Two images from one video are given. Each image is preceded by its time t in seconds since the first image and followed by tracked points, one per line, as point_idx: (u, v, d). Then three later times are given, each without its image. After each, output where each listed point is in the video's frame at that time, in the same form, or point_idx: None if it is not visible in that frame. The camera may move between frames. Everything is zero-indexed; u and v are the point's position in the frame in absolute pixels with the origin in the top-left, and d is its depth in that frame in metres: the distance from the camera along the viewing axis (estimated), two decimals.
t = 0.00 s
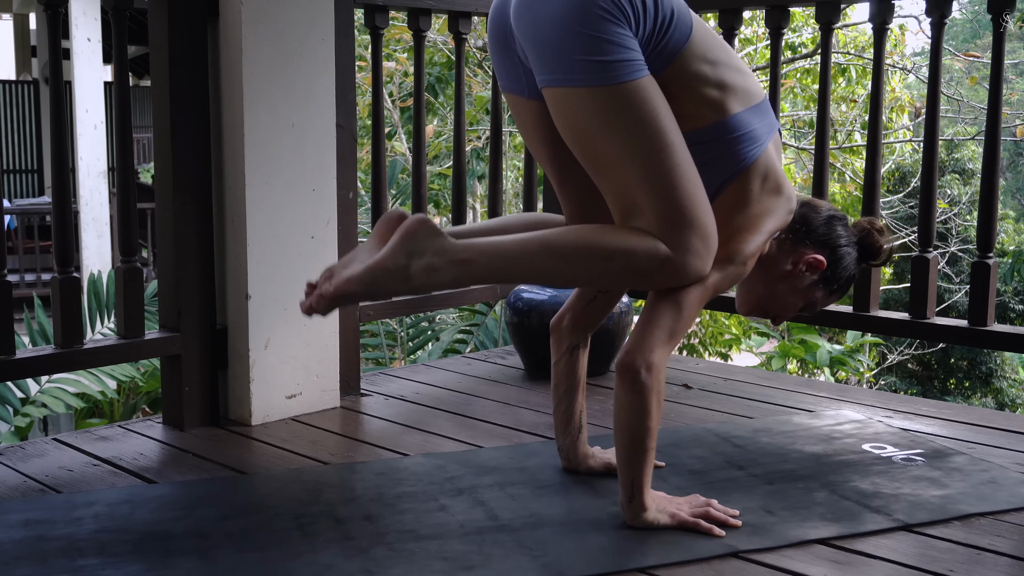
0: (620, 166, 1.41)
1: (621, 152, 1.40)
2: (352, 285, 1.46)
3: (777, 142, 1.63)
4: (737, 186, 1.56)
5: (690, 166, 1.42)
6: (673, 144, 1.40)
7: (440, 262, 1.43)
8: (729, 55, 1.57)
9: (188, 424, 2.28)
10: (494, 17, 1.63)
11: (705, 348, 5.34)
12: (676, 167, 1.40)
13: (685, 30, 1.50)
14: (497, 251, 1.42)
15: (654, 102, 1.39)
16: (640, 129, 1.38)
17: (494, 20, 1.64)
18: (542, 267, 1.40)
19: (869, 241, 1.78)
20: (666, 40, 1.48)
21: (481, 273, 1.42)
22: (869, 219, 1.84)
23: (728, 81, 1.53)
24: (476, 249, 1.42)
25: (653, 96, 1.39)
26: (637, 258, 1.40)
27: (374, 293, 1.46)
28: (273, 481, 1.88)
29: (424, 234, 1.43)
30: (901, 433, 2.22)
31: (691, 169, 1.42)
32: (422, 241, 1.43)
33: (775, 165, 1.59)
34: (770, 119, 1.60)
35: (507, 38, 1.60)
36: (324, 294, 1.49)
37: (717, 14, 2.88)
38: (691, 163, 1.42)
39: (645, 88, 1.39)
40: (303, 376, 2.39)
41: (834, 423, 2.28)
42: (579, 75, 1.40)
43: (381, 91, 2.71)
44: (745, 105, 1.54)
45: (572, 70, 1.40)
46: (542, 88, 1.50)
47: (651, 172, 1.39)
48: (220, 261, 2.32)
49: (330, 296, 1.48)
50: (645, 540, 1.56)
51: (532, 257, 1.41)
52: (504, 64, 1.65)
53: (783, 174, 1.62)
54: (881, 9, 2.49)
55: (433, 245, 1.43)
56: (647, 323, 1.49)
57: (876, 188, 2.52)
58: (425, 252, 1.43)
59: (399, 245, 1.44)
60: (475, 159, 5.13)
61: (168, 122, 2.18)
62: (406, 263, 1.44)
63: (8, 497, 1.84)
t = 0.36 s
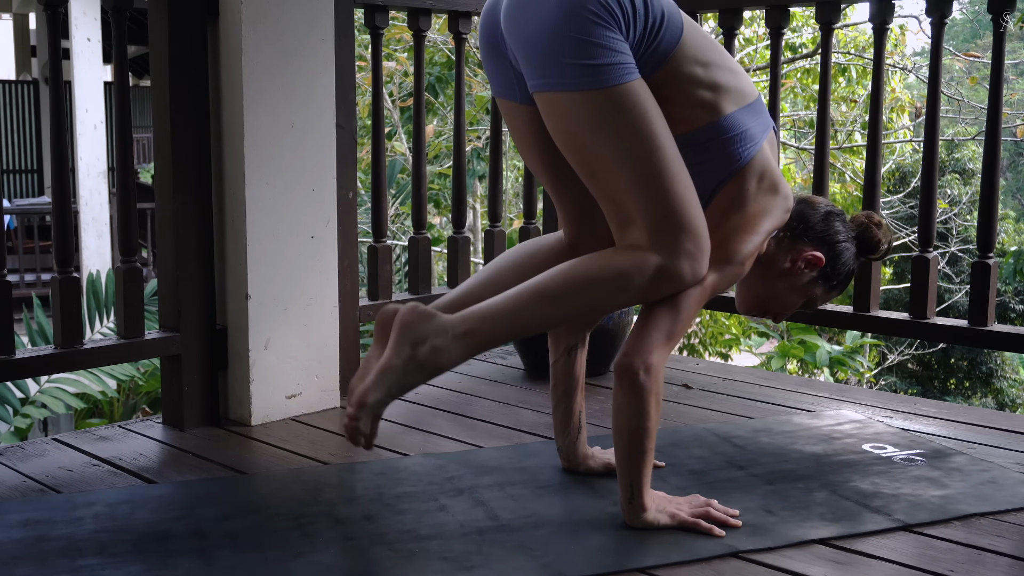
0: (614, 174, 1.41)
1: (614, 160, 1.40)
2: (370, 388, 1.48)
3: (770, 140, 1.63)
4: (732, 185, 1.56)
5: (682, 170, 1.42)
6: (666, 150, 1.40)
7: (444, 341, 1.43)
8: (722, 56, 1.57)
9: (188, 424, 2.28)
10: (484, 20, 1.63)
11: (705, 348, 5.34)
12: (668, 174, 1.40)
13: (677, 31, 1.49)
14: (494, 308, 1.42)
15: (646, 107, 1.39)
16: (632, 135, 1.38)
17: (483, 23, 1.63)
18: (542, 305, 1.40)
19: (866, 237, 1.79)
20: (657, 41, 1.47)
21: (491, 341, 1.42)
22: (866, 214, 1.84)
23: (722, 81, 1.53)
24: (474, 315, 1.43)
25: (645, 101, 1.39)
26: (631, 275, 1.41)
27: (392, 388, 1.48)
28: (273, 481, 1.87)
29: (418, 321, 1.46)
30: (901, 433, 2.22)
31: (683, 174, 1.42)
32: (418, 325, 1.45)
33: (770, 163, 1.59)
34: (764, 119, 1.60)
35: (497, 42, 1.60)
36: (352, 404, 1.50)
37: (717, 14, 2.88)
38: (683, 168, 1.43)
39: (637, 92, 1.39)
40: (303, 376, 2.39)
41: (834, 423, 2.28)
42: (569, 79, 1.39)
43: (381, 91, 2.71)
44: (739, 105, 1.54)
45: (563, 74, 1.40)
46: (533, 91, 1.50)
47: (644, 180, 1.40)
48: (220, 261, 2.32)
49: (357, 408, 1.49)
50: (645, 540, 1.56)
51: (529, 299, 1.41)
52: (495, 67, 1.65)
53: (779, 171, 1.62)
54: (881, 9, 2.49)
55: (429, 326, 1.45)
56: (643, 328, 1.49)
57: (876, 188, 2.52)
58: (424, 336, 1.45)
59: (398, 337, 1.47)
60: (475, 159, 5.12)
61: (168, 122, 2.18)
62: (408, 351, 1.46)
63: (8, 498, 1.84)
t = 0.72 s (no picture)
0: (598, 183, 1.42)
1: (596, 171, 1.41)
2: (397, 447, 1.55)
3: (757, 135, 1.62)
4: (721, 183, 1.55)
5: (665, 174, 1.43)
6: (647, 155, 1.41)
7: (450, 393, 1.50)
8: (705, 53, 1.56)
9: (188, 424, 2.28)
10: (465, 28, 1.63)
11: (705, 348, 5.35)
12: (651, 181, 1.41)
13: (657, 30, 1.49)
14: (491, 345, 1.47)
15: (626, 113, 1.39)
16: (613, 144, 1.39)
17: (464, 31, 1.64)
18: (535, 333, 1.44)
19: (860, 226, 1.78)
20: (638, 43, 1.47)
21: (497, 378, 1.48)
22: (859, 205, 1.83)
23: (705, 79, 1.52)
24: (472, 358, 1.49)
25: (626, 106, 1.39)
26: (618, 288, 1.43)
27: (414, 443, 1.54)
28: (273, 481, 1.88)
29: (417, 382, 1.53)
30: (900, 433, 2.22)
31: (665, 178, 1.43)
32: (419, 385, 1.52)
33: (758, 158, 1.59)
34: (750, 114, 1.60)
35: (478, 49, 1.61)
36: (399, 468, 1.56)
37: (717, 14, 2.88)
38: (665, 172, 1.43)
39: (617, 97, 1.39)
40: (303, 376, 2.39)
41: (834, 423, 2.28)
42: (551, 85, 1.40)
43: (381, 91, 2.71)
44: (723, 102, 1.54)
45: (544, 80, 1.40)
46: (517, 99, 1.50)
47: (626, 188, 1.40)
48: (220, 261, 2.32)
49: (401, 479, 1.55)
50: (644, 540, 1.56)
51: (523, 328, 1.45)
52: (477, 74, 1.66)
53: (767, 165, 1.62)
54: (881, 9, 2.49)
55: (428, 382, 1.52)
56: (636, 330, 1.49)
57: (876, 188, 2.52)
58: (427, 394, 1.52)
59: (402, 397, 1.54)
60: (475, 159, 5.12)
61: (168, 122, 2.18)
62: (416, 409, 1.53)
63: (8, 498, 1.84)
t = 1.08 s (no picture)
0: (563, 193, 1.42)
1: (561, 181, 1.41)
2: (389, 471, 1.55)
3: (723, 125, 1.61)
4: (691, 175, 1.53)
5: (631, 178, 1.43)
6: (611, 162, 1.41)
7: (435, 415, 1.52)
8: (662, 49, 1.55)
9: (188, 424, 2.28)
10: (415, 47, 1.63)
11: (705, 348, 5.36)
12: (616, 187, 1.41)
13: (608, 31, 1.49)
14: (471, 365, 1.49)
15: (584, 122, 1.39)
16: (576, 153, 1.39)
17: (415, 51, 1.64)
18: (515, 349, 1.46)
19: (835, 198, 1.76)
20: (590, 47, 1.47)
21: (481, 396, 1.50)
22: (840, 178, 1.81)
23: (664, 75, 1.51)
24: (453, 379, 1.50)
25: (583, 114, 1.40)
26: (595, 296, 1.44)
27: (405, 467, 1.54)
28: (273, 481, 1.88)
29: (400, 407, 1.54)
30: (900, 433, 2.21)
31: (631, 182, 1.43)
32: (404, 410, 1.54)
33: (726, 147, 1.58)
34: (712, 104, 1.58)
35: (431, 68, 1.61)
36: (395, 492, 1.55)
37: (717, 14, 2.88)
38: (630, 175, 1.43)
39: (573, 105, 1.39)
40: (303, 376, 2.39)
41: (834, 423, 2.28)
42: (504, 100, 1.40)
43: (381, 91, 2.71)
44: (685, 96, 1.53)
45: (496, 97, 1.41)
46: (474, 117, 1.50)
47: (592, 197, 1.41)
48: (220, 261, 2.32)
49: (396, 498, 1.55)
50: (644, 540, 1.56)
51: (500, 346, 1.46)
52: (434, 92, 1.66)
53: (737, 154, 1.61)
54: (881, 9, 2.49)
55: (412, 406, 1.53)
56: (618, 334, 1.49)
57: (876, 188, 2.52)
58: (414, 418, 1.53)
59: (388, 422, 1.55)
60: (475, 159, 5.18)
61: (168, 122, 2.18)
62: (404, 433, 1.54)
63: (8, 498, 1.84)
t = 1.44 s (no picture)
0: (505, 214, 1.42)
1: (501, 201, 1.41)
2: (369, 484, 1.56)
3: (660, 110, 1.55)
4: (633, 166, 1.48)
5: (572, 186, 1.42)
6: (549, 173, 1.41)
7: (401, 430, 1.53)
8: (582, 43, 1.50)
9: (189, 424, 2.28)
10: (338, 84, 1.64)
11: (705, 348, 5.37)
12: (557, 199, 1.41)
13: (518, 39, 1.45)
14: (434, 380, 1.50)
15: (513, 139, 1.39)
16: (513, 171, 1.39)
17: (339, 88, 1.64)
18: (479, 364, 1.47)
19: (794, 152, 1.67)
20: (504, 64, 1.45)
21: (446, 409, 1.51)
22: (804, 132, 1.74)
23: (586, 72, 1.47)
24: (415, 395, 1.52)
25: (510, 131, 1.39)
26: (558, 306, 1.44)
27: (381, 483, 1.55)
28: (273, 481, 1.87)
29: (366, 427, 1.56)
30: (901, 433, 2.21)
31: (575, 191, 1.42)
32: (370, 428, 1.55)
33: (668, 132, 1.52)
34: (644, 91, 1.53)
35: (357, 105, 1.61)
36: (380, 504, 1.56)
37: (717, 14, 2.88)
38: (571, 185, 1.42)
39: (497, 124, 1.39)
40: (303, 376, 2.39)
41: (834, 423, 2.28)
42: (423, 137, 1.41)
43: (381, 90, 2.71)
44: (611, 88, 1.47)
45: (416, 135, 1.41)
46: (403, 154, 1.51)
47: (534, 211, 1.41)
48: (220, 261, 2.32)
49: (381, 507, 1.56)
50: (644, 540, 1.56)
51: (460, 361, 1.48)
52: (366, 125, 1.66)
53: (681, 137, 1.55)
54: (881, 9, 2.49)
55: (378, 424, 1.55)
56: (589, 339, 1.50)
57: (876, 189, 2.52)
58: (381, 435, 1.54)
59: (356, 441, 1.56)
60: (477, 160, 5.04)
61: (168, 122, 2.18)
62: (373, 449, 1.55)
63: (8, 497, 1.84)
